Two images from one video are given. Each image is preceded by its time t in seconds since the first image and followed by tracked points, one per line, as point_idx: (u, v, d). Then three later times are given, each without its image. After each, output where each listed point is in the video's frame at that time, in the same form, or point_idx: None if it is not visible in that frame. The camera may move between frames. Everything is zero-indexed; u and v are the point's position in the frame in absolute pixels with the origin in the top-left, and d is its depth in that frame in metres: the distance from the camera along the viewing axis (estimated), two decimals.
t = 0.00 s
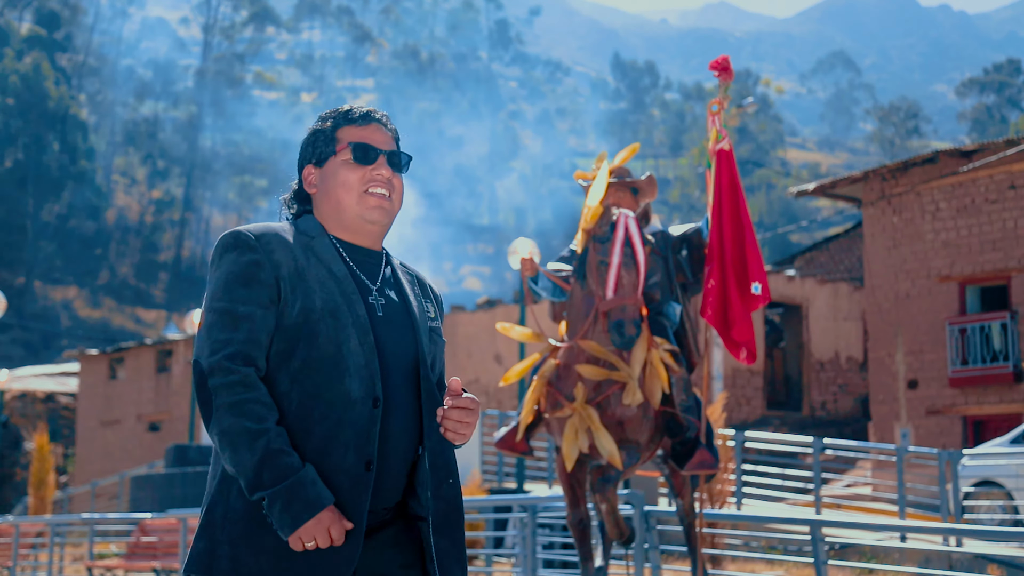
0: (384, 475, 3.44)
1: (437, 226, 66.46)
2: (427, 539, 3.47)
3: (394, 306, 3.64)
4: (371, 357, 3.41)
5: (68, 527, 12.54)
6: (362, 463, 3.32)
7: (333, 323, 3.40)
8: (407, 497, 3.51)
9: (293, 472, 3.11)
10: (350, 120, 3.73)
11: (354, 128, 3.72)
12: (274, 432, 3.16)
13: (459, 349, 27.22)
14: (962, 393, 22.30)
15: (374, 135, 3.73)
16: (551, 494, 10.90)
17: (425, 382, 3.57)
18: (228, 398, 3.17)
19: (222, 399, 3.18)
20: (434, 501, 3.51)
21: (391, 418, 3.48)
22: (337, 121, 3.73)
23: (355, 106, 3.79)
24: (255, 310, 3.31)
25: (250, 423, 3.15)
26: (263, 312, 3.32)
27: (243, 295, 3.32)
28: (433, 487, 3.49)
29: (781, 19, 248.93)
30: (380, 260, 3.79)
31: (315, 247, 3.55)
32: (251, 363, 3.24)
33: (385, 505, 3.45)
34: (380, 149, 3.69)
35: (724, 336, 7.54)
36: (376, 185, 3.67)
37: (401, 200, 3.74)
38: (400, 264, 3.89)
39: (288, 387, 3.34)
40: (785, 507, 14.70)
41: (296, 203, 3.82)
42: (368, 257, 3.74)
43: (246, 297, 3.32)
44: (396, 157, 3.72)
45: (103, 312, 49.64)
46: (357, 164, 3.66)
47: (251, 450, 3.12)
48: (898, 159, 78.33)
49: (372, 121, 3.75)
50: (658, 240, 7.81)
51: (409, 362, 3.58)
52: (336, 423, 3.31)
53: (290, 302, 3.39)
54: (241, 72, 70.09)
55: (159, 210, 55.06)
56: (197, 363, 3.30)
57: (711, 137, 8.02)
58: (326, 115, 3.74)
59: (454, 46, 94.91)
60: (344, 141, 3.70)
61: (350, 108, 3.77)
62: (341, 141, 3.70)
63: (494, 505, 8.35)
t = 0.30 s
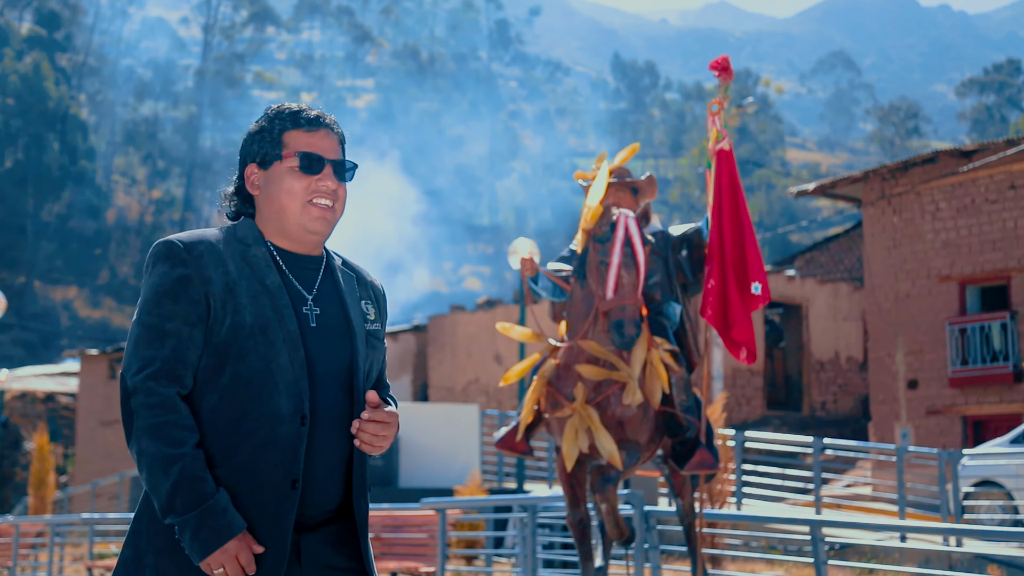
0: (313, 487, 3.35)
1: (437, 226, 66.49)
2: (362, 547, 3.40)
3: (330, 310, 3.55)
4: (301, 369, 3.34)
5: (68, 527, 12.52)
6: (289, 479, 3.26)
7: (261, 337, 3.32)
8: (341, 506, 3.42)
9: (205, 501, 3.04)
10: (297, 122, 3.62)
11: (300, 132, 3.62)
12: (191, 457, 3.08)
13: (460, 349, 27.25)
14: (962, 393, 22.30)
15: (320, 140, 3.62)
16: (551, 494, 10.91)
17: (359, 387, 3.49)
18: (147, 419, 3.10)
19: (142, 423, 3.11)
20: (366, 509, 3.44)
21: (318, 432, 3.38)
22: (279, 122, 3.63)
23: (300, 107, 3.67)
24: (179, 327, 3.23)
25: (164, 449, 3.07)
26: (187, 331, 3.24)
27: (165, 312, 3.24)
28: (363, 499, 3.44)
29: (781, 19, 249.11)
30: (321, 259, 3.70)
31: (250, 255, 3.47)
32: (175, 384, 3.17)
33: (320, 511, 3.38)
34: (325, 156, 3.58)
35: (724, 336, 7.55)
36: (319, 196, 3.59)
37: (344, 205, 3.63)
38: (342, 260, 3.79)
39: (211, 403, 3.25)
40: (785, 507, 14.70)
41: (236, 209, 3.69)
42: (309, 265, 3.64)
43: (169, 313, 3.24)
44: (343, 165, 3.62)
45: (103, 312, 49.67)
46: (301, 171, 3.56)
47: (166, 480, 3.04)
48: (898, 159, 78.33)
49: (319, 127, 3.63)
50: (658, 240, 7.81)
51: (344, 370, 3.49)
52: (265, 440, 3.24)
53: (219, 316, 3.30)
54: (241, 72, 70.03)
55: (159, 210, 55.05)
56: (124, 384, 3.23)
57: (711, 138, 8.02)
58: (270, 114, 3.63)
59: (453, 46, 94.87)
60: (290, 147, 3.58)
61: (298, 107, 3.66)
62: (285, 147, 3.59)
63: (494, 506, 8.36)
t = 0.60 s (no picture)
0: (299, 485, 3.32)
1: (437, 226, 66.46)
2: (352, 541, 3.39)
3: (305, 307, 3.51)
4: (277, 369, 3.31)
5: (69, 528, 12.53)
6: (273, 478, 3.24)
7: (239, 339, 3.30)
8: (331, 500, 3.40)
9: (152, 525, 3.03)
10: (250, 122, 3.60)
11: (253, 131, 3.59)
12: (147, 478, 3.07)
13: (459, 349, 27.27)
14: (962, 393, 22.30)
15: (275, 138, 3.59)
16: (552, 494, 10.91)
17: (340, 379, 3.46)
18: (115, 435, 3.10)
19: (112, 437, 3.10)
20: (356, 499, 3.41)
21: (300, 427, 3.36)
22: (233, 121, 3.61)
23: (251, 103, 3.65)
24: (149, 336, 3.22)
25: (126, 465, 3.06)
26: (158, 339, 3.22)
27: (134, 319, 3.23)
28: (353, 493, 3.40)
29: (780, 19, 249.21)
30: (293, 255, 3.66)
31: (219, 257, 3.44)
32: (148, 391, 3.16)
33: (309, 508, 3.36)
34: (282, 153, 3.56)
35: (724, 335, 7.55)
36: (278, 192, 3.54)
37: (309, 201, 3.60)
38: (317, 254, 3.75)
39: (191, 408, 3.22)
40: (785, 507, 14.70)
41: (201, 212, 3.68)
42: (279, 261, 3.61)
43: (138, 323, 3.22)
44: (300, 159, 3.60)
45: (102, 312, 49.75)
46: (257, 170, 3.53)
47: (120, 499, 3.04)
48: (898, 159, 78.30)
49: (274, 123, 3.62)
50: (658, 240, 7.81)
51: (324, 363, 3.46)
52: (242, 441, 3.22)
53: (190, 320, 3.28)
54: (241, 72, 69.97)
55: (159, 210, 55.14)
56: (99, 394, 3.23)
57: (710, 138, 8.02)
58: (223, 113, 3.60)
59: (454, 46, 94.86)
60: (244, 147, 3.57)
61: (254, 105, 3.63)
62: (241, 149, 3.57)
63: (495, 506, 8.36)
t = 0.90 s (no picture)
0: (300, 489, 3.28)
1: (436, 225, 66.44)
2: (365, 539, 3.35)
3: (304, 309, 3.45)
4: (279, 374, 3.26)
5: (69, 527, 12.54)
6: (273, 481, 3.20)
7: (237, 346, 3.25)
8: (340, 498, 3.36)
9: (147, 534, 3.01)
10: (242, 134, 3.52)
11: (244, 141, 3.52)
12: (140, 488, 3.04)
13: (460, 349, 27.28)
14: (961, 393, 22.30)
15: (268, 148, 3.51)
16: (552, 494, 10.91)
17: (343, 381, 3.40)
18: (113, 445, 3.08)
19: (112, 447, 3.08)
20: (361, 497, 3.38)
21: (300, 428, 3.30)
22: (227, 130, 3.53)
23: (244, 110, 3.59)
24: (149, 345, 3.19)
25: (123, 475, 3.04)
26: (157, 347, 3.19)
27: (131, 330, 3.19)
28: (357, 496, 3.35)
29: (780, 19, 249.18)
30: (294, 258, 3.59)
31: (217, 265, 3.39)
32: (146, 398, 3.13)
33: (314, 510, 3.32)
34: (274, 162, 3.48)
35: (724, 335, 7.57)
36: (272, 202, 3.47)
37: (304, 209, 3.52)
38: (318, 255, 3.67)
39: (192, 414, 3.18)
40: (785, 506, 14.71)
41: (202, 219, 3.64)
42: (273, 265, 3.53)
43: (138, 332, 3.18)
44: (293, 166, 3.51)
45: (102, 312, 49.80)
46: (252, 181, 3.45)
47: (114, 511, 3.02)
48: (898, 159, 78.29)
49: (264, 130, 3.54)
50: (658, 240, 7.81)
51: (325, 360, 3.41)
52: (242, 447, 3.18)
53: (188, 327, 3.25)
54: (241, 71, 69.91)
55: (159, 210, 55.21)
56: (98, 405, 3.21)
57: (710, 138, 8.02)
58: (215, 122, 3.54)
59: (453, 45, 94.82)
60: (236, 158, 3.50)
61: (249, 112, 3.57)
62: (232, 159, 3.51)
63: (495, 506, 8.36)
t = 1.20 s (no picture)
0: (329, 483, 3.27)
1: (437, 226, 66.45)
2: (402, 530, 3.33)
3: (335, 304, 3.48)
4: (310, 361, 3.30)
5: (68, 528, 12.53)
6: (302, 466, 3.21)
7: (269, 338, 3.29)
8: (376, 487, 3.35)
9: (187, 514, 3.03)
10: (279, 134, 3.57)
11: (281, 143, 3.57)
12: (188, 464, 3.08)
13: (460, 349, 27.26)
14: (962, 393, 22.28)
15: (303, 151, 3.56)
16: (552, 495, 10.92)
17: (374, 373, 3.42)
18: (157, 428, 3.12)
19: (156, 429, 3.11)
20: (398, 487, 3.38)
21: (329, 415, 3.32)
22: (267, 130, 3.59)
23: (280, 116, 3.65)
24: (185, 333, 3.24)
25: (168, 454, 3.07)
26: (193, 335, 3.24)
27: (171, 317, 3.25)
28: (391, 485, 3.34)
29: (781, 20, 249.06)
30: (329, 257, 3.62)
31: (253, 259, 3.44)
32: (183, 382, 3.18)
33: (344, 504, 3.30)
34: (306, 164, 3.53)
35: (724, 335, 7.57)
36: (304, 203, 3.52)
37: (336, 213, 3.56)
38: (353, 255, 3.71)
39: (228, 403, 3.22)
40: (784, 507, 14.71)
41: (243, 217, 3.71)
42: (311, 263, 3.57)
43: (176, 320, 3.25)
44: (324, 168, 3.56)
45: (103, 312, 49.84)
46: (284, 183, 3.51)
47: (164, 483, 3.06)
48: (898, 159, 78.21)
49: (300, 133, 3.58)
50: (658, 240, 7.81)
51: (354, 352, 3.43)
52: (274, 431, 3.21)
53: (223, 314, 3.31)
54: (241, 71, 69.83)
55: (160, 210, 55.37)
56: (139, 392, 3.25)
57: (710, 138, 8.03)
58: (259, 125, 3.60)
59: (454, 46, 94.76)
60: (273, 161, 3.55)
61: (288, 117, 3.62)
62: (269, 162, 3.56)
63: (495, 506, 8.36)
